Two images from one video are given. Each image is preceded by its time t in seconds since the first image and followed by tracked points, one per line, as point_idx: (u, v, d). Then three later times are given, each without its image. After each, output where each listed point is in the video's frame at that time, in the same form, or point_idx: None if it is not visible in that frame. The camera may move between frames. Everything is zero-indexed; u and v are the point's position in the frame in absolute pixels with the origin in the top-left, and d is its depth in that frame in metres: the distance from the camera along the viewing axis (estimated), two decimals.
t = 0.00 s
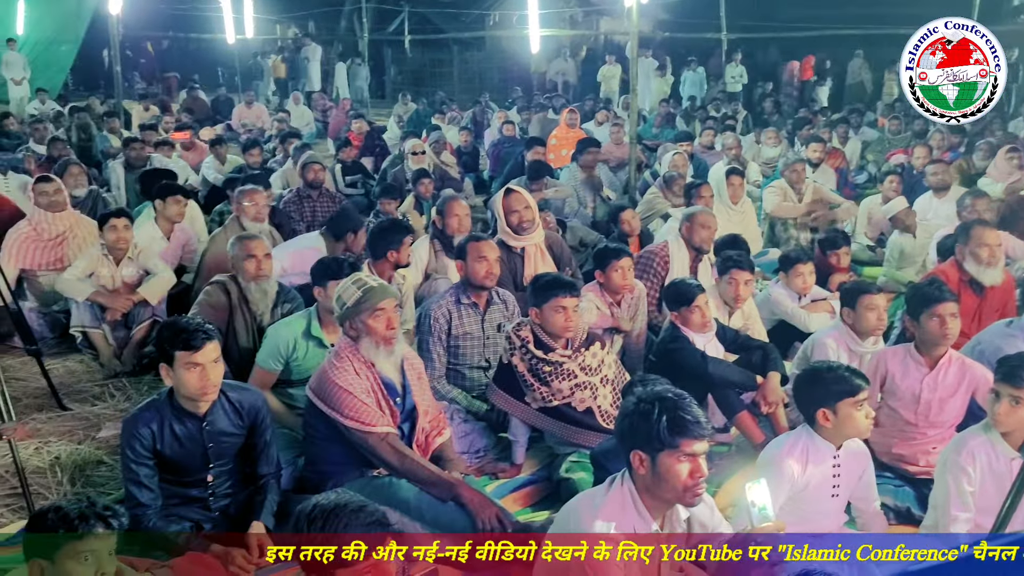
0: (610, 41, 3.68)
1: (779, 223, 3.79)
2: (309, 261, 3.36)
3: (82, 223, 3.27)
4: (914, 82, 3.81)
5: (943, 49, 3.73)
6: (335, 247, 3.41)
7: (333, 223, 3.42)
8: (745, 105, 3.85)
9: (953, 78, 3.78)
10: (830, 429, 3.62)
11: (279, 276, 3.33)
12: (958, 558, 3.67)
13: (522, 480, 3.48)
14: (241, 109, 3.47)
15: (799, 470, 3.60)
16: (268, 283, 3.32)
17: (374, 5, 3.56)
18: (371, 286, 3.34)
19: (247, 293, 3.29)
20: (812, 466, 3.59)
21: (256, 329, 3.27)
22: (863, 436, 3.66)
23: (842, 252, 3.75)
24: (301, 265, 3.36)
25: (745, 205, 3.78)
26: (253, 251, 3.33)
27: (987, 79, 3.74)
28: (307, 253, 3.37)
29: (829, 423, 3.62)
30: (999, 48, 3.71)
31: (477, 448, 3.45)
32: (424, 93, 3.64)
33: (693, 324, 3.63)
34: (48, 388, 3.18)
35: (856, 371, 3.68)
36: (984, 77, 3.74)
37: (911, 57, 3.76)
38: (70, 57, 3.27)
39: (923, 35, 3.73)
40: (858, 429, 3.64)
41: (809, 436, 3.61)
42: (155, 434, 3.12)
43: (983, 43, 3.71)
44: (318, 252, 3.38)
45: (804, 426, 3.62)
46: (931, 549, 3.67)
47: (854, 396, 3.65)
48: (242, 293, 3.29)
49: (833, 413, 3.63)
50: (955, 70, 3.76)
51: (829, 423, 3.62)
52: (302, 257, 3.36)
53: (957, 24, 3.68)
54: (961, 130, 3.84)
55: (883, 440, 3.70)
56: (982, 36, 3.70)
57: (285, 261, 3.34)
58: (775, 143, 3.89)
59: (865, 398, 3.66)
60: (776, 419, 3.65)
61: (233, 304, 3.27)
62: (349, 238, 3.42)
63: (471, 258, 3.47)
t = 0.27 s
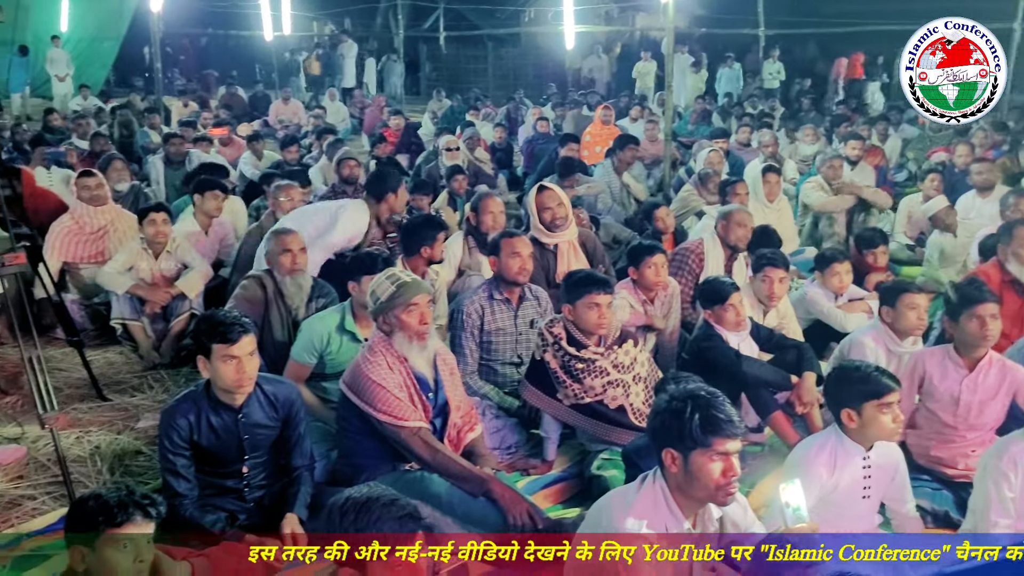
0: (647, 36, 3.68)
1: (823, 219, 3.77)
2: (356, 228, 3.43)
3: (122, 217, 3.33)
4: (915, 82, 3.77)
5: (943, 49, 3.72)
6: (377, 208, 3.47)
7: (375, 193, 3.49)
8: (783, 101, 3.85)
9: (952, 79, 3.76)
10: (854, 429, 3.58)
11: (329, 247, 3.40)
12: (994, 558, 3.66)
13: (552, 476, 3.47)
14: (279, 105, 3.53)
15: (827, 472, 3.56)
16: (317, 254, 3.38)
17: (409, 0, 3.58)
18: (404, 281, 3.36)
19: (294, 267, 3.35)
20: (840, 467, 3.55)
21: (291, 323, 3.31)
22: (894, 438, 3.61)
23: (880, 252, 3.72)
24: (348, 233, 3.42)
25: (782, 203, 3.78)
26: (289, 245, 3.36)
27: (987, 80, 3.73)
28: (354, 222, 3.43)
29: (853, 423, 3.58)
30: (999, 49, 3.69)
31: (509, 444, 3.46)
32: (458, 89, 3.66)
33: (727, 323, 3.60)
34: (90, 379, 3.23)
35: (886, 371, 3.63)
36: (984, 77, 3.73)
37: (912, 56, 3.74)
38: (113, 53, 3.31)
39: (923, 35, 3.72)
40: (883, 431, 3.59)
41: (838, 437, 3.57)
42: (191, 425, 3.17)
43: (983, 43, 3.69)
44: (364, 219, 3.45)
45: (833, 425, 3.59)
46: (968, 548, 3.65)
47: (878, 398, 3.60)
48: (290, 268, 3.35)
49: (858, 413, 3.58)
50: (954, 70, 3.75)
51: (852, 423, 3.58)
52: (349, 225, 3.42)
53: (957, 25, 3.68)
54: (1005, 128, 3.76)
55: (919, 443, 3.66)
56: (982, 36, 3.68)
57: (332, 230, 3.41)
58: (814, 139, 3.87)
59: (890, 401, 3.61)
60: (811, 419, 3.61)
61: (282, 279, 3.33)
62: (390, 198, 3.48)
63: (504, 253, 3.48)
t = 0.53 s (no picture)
0: (681, 33, 3.80)
1: (861, 218, 3.83)
2: (395, 177, 3.49)
3: (159, 213, 3.38)
4: (915, 82, 3.84)
5: (943, 49, 3.79)
6: (413, 155, 3.52)
7: (408, 143, 3.52)
8: (819, 99, 3.98)
9: (953, 79, 3.81)
10: (886, 437, 3.54)
11: (369, 194, 3.44)
12: None
13: (582, 475, 3.47)
14: (314, 102, 3.54)
15: (860, 478, 3.53)
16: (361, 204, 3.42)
17: None
18: (437, 278, 3.37)
19: (337, 217, 3.39)
20: (874, 474, 3.52)
21: (324, 319, 3.31)
22: (927, 446, 3.56)
23: (915, 252, 3.79)
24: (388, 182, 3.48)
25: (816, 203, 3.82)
26: (322, 242, 3.36)
27: (987, 80, 3.78)
28: (392, 171, 3.49)
29: (884, 433, 3.54)
30: (999, 49, 3.75)
31: (538, 442, 3.45)
32: (491, 87, 3.69)
33: (760, 322, 3.61)
34: (126, 372, 3.25)
35: (914, 377, 3.61)
36: (984, 77, 3.77)
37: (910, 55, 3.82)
38: (151, 52, 3.34)
39: (924, 35, 3.79)
40: (916, 438, 3.55)
41: (872, 444, 3.53)
42: (225, 419, 3.14)
43: (983, 44, 3.75)
44: (403, 168, 3.50)
45: (865, 433, 3.56)
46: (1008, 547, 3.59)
47: (908, 406, 3.56)
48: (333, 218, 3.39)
49: (887, 421, 3.55)
50: (955, 70, 3.80)
51: (883, 432, 3.54)
52: (388, 172, 3.48)
53: (957, 25, 3.76)
54: None
55: (956, 446, 3.65)
56: (983, 37, 3.74)
57: (371, 178, 3.46)
58: (849, 137, 3.95)
59: (920, 407, 3.57)
60: (844, 421, 3.59)
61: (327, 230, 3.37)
62: (424, 143, 3.52)
63: (535, 251, 3.50)
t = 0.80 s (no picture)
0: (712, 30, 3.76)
1: (899, 219, 4.02)
2: (425, 134, 3.49)
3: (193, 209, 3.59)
4: (915, 82, 3.96)
5: (943, 49, 3.88)
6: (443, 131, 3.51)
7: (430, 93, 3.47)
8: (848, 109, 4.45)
9: (952, 79, 3.93)
10: (920, 446, 3.38)
11: (398, 155, 3.47)
12: None
13: (611, 475, 3.41)
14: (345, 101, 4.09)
15: (898, 486, 3.37)
16: (388, 165, 3.46)
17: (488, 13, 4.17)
18: (466, 276, 3.31)
19: (367, 179, 3.45)
20: (911, 482, 3.36)
21: (354, 315, 3.32)
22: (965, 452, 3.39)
23: (950, 254, 3.80)
24: (418, 142, 3.49)
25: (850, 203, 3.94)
26: (353, 239, 3.39)
27: (986, 80, 3.89)
28: (420, 129, 3.48)
29: (918, 441, 3.38)
30: (999, 50, 3.84)
31: (567, 440, 3.42)
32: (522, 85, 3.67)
33: (793, 323, 3.55)
34: (162, 366, 3.31)
35: (948, 384, 3.43)
36: (984, 77, 3.88)
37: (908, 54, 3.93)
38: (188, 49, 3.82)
39: (924, 35, 3.88)
40: (951, 446, 3.36)
41: (908, 452, 3.38)
42: (258, 414, 3.02)
43: (983, 43, 3.84)
44: (430, 125, 3.49)
45: (898, 441, 3.43)
46: None
47: (942, 413, 3.39)
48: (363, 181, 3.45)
49: (922, 429, 3.39)
50: (955, 70, 3.90)
51: (918, 441, 3.39)
52: (415, 131, 3.47)
53: (957, 25, 3.84)
54: None
55: (993, 451, 3.53)
56: (983, 37, 3.82)
57: (397, 139, 3.47)
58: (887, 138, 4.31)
59: (954, 415, 3.38)
60: (878, 423, 3.52)
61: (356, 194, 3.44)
62: (445, 93, 3.45)
63: (566, 249, 3.50)
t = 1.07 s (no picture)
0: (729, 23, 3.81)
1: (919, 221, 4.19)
2: (435, 106, 3.41)
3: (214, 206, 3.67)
4: (915, 82, 4.23)
5: (943, 50, 4.15)
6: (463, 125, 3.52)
7: (430, 60, 3.42)
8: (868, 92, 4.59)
9: (953, 79, 4.19)
10: (940, 449, 3.25)
11: (418, 136, 3.42)
12: None
13: (627, 474, 3.35)
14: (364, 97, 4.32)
15: (916, 489, 3.26)
16: (417, 149, 3.43)
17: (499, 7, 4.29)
18: (484, 274, 3.27)
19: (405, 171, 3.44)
20: (929, 486, 3.25)
21: (374, 313, 3.34)
22: (984, 457, 3.25)
23: (973, 255, 3.83)
24: (432, 115, 3.43)
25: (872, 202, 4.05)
26: (373, 237, 3.41)
27: (986, 80, 4.15)
28: (427, 104, 3.41)
29: (937, 445, 3.25)
30: (998, 51, 4.12)
31: (584, 439, 3.38)
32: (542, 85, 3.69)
33: (812, 324, 3.55)
34: (181, 361, 3.36)
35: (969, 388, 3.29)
36: (983, 78, 4.14)
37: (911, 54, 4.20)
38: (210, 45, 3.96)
39: (925, 36, 4.14)
40: (970, 451, 3.23)
41: (927, 455, 3.27)
42: (277, 409, 2.90)
43: (982, 45, 4.12)
44: (435, 96, 3.41)
45: (919, 443, 3.31)
46: None
47: (961, 416, 3.25)
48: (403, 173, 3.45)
49: (941, 433, 3.26)
50: (955, 71, 4.18)
51: (936, 445, 3.26)
52: (424, 107, 3.41)
53: (957, 26, 4.12)
54: None
55: (1014, 453, 3.48)
56: (982, 38, 4.11)
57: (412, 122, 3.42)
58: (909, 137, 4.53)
59: (975, 419, 3.24)
60: (898, 425, 3.48)
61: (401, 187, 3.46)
62: (445, 58, 3.40)
63: (586, 247, 3.53)
